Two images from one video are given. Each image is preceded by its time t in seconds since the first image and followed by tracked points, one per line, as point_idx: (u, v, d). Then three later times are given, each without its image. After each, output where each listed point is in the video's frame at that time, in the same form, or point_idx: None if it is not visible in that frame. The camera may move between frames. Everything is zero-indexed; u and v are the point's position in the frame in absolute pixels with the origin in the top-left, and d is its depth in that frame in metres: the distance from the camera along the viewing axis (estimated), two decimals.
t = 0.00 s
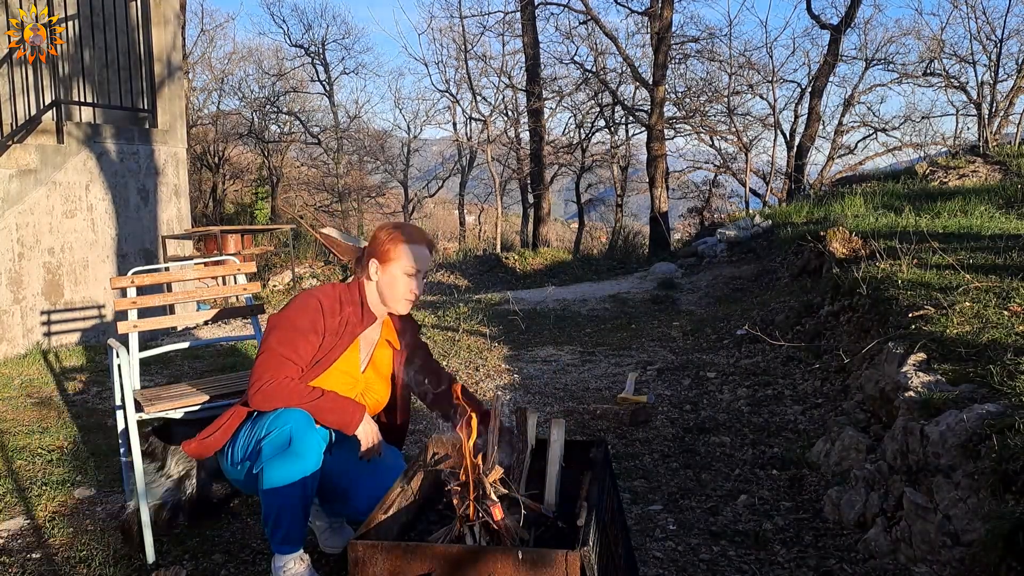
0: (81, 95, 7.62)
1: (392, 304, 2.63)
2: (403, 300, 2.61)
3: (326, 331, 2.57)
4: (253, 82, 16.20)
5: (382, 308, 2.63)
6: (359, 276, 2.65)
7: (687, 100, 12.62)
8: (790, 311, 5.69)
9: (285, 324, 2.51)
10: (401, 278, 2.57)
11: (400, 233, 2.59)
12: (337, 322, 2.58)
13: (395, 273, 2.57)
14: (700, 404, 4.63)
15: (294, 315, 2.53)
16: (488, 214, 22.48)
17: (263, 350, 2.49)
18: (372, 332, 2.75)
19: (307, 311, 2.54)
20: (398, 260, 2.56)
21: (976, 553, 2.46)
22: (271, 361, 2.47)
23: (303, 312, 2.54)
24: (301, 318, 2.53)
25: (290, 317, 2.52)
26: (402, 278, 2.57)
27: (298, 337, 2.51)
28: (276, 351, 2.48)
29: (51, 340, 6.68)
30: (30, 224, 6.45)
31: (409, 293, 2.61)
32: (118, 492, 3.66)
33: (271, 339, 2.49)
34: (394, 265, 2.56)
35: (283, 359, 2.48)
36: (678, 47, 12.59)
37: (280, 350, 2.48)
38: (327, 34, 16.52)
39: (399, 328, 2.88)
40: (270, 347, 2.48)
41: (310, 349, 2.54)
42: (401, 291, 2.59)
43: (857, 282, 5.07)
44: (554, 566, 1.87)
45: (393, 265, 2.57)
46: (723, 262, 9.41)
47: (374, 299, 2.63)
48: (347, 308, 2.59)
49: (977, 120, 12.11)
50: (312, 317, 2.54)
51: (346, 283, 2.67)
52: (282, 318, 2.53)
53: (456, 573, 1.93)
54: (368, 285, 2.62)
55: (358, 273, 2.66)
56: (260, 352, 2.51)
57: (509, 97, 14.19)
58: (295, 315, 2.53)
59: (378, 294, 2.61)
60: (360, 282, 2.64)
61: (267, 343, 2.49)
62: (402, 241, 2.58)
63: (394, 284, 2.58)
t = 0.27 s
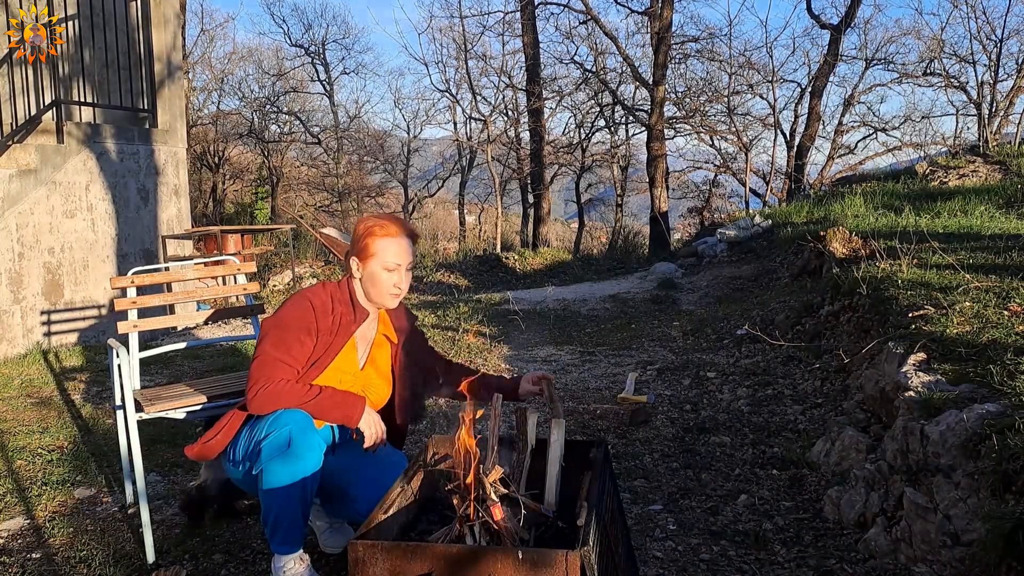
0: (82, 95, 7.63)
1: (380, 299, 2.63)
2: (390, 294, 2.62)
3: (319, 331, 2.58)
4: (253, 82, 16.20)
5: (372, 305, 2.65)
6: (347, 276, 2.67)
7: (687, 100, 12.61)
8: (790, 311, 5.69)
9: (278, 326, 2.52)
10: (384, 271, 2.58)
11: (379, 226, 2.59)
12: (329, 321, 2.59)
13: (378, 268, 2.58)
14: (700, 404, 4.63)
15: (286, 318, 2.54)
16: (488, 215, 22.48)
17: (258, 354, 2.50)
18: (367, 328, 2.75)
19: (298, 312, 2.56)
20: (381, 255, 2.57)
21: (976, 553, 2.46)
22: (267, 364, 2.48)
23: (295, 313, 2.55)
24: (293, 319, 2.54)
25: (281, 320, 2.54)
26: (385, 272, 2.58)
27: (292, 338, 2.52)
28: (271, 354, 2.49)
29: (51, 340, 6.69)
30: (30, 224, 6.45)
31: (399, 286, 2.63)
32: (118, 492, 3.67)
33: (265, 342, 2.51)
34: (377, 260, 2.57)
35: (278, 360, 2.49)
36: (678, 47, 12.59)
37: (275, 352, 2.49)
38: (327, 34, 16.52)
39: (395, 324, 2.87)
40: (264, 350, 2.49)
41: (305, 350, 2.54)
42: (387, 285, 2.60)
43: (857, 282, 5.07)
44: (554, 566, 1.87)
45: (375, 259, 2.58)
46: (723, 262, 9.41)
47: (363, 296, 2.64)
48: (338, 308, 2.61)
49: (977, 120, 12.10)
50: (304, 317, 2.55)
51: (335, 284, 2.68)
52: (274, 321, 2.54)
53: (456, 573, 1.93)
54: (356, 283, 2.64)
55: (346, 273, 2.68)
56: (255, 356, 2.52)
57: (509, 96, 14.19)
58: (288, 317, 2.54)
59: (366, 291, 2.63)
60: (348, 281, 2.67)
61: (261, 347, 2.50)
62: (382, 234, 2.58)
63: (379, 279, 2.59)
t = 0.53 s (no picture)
0: (81, 95, 7.63)
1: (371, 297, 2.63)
2: (381, 291, 2.61)
3: (314, 332, 2.59)
4: (253, 82, 16.20)
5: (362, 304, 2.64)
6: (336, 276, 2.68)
7: (687, 100, 12.60)
8: (790, 311, 5.69)
9: (272, 328, 2.53)
10: (372, 270, 2.58)
11: (363, 225, 2.59)
12: (323, 321, 2.60)
13: (363, 266, 2.58)
14: (700, 404, 4.63)
15: (279, 320, 2.56)
16: (488, 215, 22.47)
17: (254, 357, 2.51)
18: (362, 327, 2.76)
19: (291, 313, 2.57)
20: (367, 253, 2.57)
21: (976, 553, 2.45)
22: (262, 366, 2.49)
23: (288, 315, 2.56)
24: (287, 321, 2.55)
25: (276, 322, 2.55)
26: (373, 270, 2.58)
27: (286, 340, 2.53)
28: (266, 356, 2.50)
29: (51, 340, 6.69)
30: (30, 224, 6.45)
31: (390, 283, 2.63)
32: (118, 492, 3.67)
33: (259, 345, 2.52)
34: (365, 259, 2.57)
35: (274, 362, 2.50)
36: (678, 47, 12.57)
37: (271, 355, 2.50)
38: (327, 34, 16.51)
39: (391, 320, 2.87)
40: (259, 353, 2.51)
41: (300, 351, 2.56)
42: (377, 282, 2.60)
43: (857, 282, 5.07)
44: (554, 565, 1.87)
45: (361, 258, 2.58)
46: (723, 262, 9.40)
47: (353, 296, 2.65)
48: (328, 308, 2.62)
49: (977, 120, 12.09)
50: (297, 319, 2.56)
51: (325, 284, 2.69)
52: (267, 323, 2.56)
53: (455, 573, 1.93)
54: (346, 284, 2.64)
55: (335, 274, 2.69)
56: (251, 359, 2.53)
57: (509, 96, 14.17)
58: (280, 319, 2.55)
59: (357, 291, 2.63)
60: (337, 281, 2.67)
61: (256, 350, 2.52)
62: (366, 233, 2.58)
63: (367, 277, 2.59)
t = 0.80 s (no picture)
0: (81, 95, 7.63)
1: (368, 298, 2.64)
2: (380, 292, 2.62)
3: (310, 333, 2.60)
4: (253, 82, 16.21)
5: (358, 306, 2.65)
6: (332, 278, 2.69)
7: (687, 100, 12.60)
8: (790, 311, 5.69)
9: (268, 330, 2.54)
10: (368, 270, 2.58)
11: (359, 226, 2.60)
12: (318, 323, 2.60)
13: (358, 266, 2.58)
14: (700, 404, 4.63)
15: (275, 320, 2.56)
16: (488, 215, 22.46)
17: (249, 358, 2.52)
18: (357, 329, 2.76)
19: (287, 314, 2.58)
20: (364, 254, 2.58)
21: (976, 553, 2.45)
22: (257, 366, 2.49)
23: (284, 316, 2.57)
24: (283, 322, 2.56)
25: (272, 323, 2.56)
26: (371, 270, 2.58)
27: (282, 340, 2.54)
28: (262, 357, 2.50)
29: (51, 340, 6.68)
30: (29, 224, 6.45)
31: (387, 284, 2.63)
32: (118, 492, 3.67)
33: (255, 346, 2.52)
34: (362, 260, 2.58)
35: (269, 362, 2.50)
36: (678, 48, 12.57)
37: (266, 355, 2.50)
38: (327, 33, 16.49)
39: (388, 322, 2.85)
40: (254, 353, 2.51)
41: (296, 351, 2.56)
42: (375, 283, 2.60)
43: (857, 282, 5.07)
44: (554, 565, 1.87)
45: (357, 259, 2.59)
46: (723, 262, 9.40)
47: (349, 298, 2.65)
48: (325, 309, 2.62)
49: (977, 120, 12.09)
50: (292, 319, 2.57)
51: (322, 285, 2.70)
52: (264, 324, 2.56)
53: (455, 573, 1.93)
54: (342, 285, 2.65)
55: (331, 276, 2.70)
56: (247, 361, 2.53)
57: (509, 97, 14.17)
58: (276, 320, 2.56)
59: (353, 292, 2.63)
60: (333, 283, 2.68)
61: (252, 351, 2.52)
62: (362, 234, 2.59)
63: (363, 277, 2.59)
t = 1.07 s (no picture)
0: (81, 95, 7.63)
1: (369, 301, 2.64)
2: (380, 294, 2.62)
3: (307, 334, 2.60)
4: (253, 82, 16.21)
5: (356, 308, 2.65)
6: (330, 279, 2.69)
7: (687, 100, 12.60)
8: (790, 311, 5.69)
9: (265, 330, 2.55)
10: (368, 272, 2.59)
11: (360, 229, 2.60)
12: (316, 324, 2.61)
13: (359, 269, 2.59)
14: (700, 404, 4.63)
15: (273, 321, 2.57)
16: (488, 215, 22.46)
17: (246, 357, 2.53)
18: (355, 332, 2.77)
19: (285, 315, 2.58)
20: (365, 256, 2.58)
21: (976, 553, 2.45)
22: (253, 367, 2.51)
23: (281, 317, 2.58)
24: (281, 322, 2.57)
25: (270, 323, 2.57)
26: (372, 272, 2.59)
27: (279, 341, 2.55)
28: (259, 357, 2.52)
29: (51, 340, 6.69)
30: (30, 224, 6.45)
31: (387, 287, 2.63)
32: (119, 492, 3.67)
33: (252, 345, 2.54)
34: (364, 262, 2.58)
35: (266, 363, 2.52)
36: (679, 48, 12.57)
37: (262, 356, 2.52)
38: (327, 33, 16.48)
39: (386, 324, 2.85)
40: (251, 353, 2.52)
41: (293, 352, 2.57)
42: (376, 285, 2.61)
43: (857, 282, 5.07)
44: (554, 566, 1.87)
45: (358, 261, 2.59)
46: (723, 262, 9.40)
47: (347, 299, 2.65)
48: (323, 310, 2.62)
49: (977, 120, 12.09)
50: (289, 320, 2.58)
51: (321, 285, 2.70)
52: (262, 324, 2.58)
53: (456, 573, 1.93)
54: (341, 287, 2.65)
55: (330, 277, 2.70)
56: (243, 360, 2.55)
57: (509, 97, 14.16)
58: (274, 321, 2.57)
59: (352, 294, 2.63)
60: (332, 285, 2.68)
61: (248, 351, 2.53)
62: (363, 236, 2.59)
63: (363, 279, 2.59)
